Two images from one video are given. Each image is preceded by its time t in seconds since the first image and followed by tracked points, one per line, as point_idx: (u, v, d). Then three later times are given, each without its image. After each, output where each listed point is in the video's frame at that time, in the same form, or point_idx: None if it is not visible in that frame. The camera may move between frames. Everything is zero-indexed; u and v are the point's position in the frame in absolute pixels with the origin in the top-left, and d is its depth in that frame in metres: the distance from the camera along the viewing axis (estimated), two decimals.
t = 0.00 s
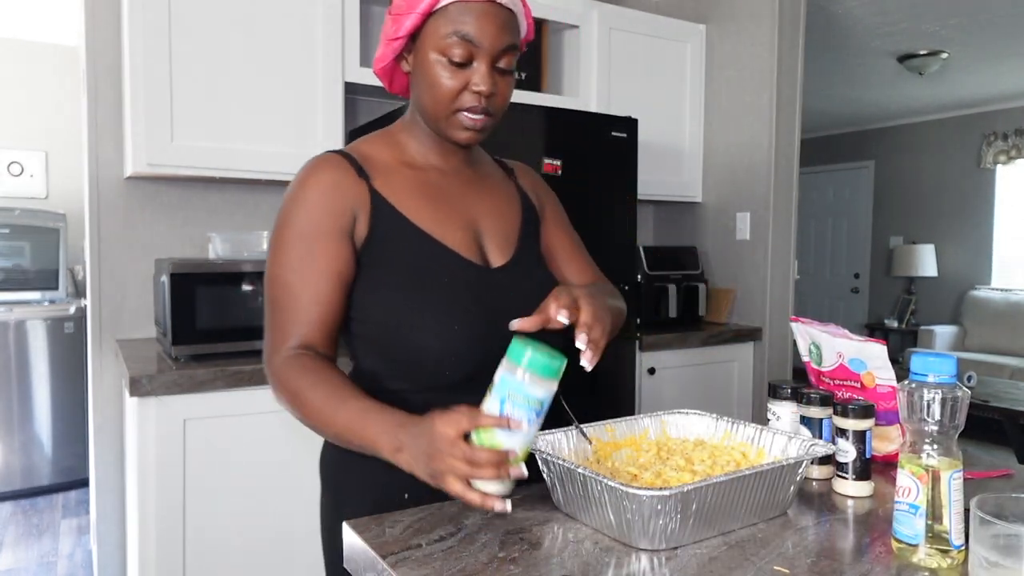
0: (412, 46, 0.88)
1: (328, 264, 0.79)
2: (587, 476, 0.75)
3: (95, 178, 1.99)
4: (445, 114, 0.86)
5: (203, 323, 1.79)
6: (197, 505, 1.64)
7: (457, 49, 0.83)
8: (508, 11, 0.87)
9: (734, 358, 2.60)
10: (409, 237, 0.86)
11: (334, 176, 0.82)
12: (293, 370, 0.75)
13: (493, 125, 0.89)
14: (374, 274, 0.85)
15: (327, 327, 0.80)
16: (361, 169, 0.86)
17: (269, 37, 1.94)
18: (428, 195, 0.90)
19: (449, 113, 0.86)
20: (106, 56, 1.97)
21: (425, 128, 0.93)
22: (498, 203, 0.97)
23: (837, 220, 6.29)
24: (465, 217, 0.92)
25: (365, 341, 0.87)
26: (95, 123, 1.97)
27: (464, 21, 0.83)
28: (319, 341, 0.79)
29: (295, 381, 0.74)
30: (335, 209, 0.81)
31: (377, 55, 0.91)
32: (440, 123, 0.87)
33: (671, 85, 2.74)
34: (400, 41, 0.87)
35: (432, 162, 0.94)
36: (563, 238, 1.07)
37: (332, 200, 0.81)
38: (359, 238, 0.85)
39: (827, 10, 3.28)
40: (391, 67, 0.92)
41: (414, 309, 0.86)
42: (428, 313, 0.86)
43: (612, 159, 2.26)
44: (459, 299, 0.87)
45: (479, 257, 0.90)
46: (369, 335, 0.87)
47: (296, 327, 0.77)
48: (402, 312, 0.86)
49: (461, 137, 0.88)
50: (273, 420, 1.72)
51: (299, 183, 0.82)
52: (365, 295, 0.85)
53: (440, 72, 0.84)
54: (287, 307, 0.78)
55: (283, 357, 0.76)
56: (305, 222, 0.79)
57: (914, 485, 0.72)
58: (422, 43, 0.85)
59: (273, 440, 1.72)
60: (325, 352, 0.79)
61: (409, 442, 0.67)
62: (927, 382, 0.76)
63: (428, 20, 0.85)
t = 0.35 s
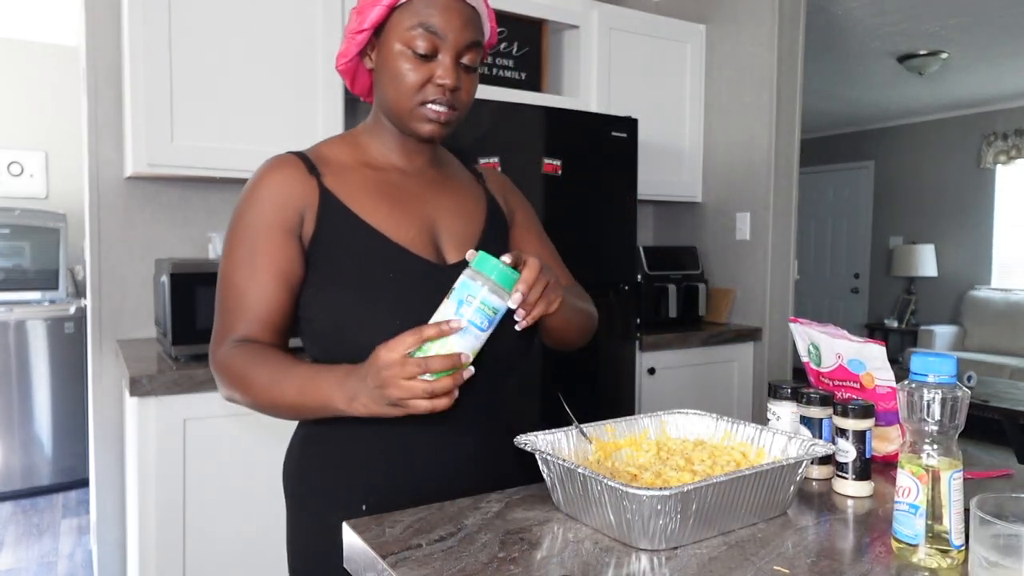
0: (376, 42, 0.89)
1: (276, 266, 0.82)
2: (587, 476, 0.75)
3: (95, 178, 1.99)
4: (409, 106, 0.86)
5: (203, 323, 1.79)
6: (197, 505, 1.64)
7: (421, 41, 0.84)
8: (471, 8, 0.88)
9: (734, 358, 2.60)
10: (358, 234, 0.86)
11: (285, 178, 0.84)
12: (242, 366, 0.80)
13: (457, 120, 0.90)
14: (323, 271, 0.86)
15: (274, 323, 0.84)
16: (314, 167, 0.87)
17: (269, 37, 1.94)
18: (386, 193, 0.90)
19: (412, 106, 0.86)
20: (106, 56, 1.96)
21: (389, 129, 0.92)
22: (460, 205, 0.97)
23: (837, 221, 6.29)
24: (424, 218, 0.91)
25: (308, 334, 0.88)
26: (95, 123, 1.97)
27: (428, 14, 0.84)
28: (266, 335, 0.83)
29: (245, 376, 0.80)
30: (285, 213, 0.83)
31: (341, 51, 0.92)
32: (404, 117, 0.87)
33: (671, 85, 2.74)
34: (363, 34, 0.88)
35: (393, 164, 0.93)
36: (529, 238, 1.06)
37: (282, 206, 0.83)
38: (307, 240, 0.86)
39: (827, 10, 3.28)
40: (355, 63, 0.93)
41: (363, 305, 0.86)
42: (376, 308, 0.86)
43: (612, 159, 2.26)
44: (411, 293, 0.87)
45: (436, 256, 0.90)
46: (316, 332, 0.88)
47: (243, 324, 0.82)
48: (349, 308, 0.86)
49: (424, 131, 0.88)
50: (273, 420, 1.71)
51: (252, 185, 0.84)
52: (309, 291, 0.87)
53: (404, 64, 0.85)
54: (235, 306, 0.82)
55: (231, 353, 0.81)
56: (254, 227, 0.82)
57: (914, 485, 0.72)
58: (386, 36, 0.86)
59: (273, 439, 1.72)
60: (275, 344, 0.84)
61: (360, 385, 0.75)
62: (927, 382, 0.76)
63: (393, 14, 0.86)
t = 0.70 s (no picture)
0: (364, 40, 0.88)
1: (262, 265, 0.81)
2: (587, 476, 0.75)
3: (95, 178, 1.99)
4: (398, 104, 0.86)
5: (203, 323, 1.79)
6: (196, 506, 1.64)
7: (411, 39, 0.84)
8: (461, 8, 0.89)
9: (734, 358, 2.60)
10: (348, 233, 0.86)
11: (269, 177, 0.83)
12: (234, 367, 0.79)
13: (445, 119, 0.89)
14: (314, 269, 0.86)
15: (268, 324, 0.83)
16: (298, 167, 0.87)
17: (268, 37, 1.94)
18: (373, 193, 0.89)
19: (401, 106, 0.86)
20: (105, 56, 1.96)
21: (376, 129, 0.92)
22: (450, 203, 0.96)
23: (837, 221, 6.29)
24: (413, 217, 0.91)
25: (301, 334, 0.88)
26: (95, 123, 1.96)
27: (418, 13, 0.85)
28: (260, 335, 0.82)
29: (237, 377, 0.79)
30: (269, 211, 0.82)
31: (328, 48, 0.91)
32: (392, 116, 0.87)
33: (671, 85, 2.74)
34: (351, 31, 0.87)
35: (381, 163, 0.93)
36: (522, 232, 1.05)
37: (266, 204, 0.82)
38: (295, 240, 0.86)
39: (827, 10, 3.28)
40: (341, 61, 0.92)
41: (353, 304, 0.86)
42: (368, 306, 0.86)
43: (612, 159, 2.26)
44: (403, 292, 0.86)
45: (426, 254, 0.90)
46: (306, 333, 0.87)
47: (237, 325, 0.81)
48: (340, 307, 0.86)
49: (413, 128, 0.87)
50: (272, 420, 1.71)
51: (236, 188, 0.84)
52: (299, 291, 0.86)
53: (394, 62, 0.84)
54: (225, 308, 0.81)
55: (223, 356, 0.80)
56: (240, 226, 0.81)
57: (914, 486, 0.72)
58: (375, 34, 0.86)
59: (272, 440, 1.72)
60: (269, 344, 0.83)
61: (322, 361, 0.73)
62: (928, 382, 0.77)
63: (382, 12, 0.86)
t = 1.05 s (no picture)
0: (366, 36, 0.88)
1: (273, 267, 0.81)
2: (587, 476, 0.75)
3: (95, 178, 1.99)
4: (402, 100, 0.86)
5: (203, 323, 1.79)
6: (196, 505, 1.64)
7: (416, 33, 0.84)
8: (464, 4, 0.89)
9: (734, 358, 2.60)
10: (358, 234, 0.86)
11: (276, 177, 0.83)
12: (247, 370, 0.79)
13: (449, 115, 0.90)
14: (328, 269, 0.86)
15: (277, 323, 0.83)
16: (309, 167, 0.86)
17: (269, 37, 1.94)
18: (381, 193, 0.89)
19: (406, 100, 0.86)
20: (105, 56, 1.97)
21: (379, 125, 0.92)
22: (455, 201, 0.97)
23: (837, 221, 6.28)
24: (421, 215, 0.91)
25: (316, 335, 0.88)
26: (95, 123, 1.97)
27: (423, 8, 0.85)
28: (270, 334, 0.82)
29: (248, 381, 0.79)
30: (281, 214, 0.82)
31: (332, 43, 0.90)
32: (396, 111, 0.87)
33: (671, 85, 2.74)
34: (356, 26, 0.87)
35: (385, 161, 0.93)
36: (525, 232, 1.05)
37: (277, 206, 0.81)
38: (307, 240, 0.85)
39: (827, 10, 3.28)
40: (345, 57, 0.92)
41: (365, 305, 0.86)
42: (381, 307, 0.86)
43: (612, 159, 2.26)
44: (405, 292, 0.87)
45: (436, 253, 0.90)
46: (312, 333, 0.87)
47: (244, 326, 0.81)
48: (352, 307, 0.86)
49: (418, 124, 0.88)
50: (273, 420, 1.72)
51: (243, 187, 0.83)
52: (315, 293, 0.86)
53: (398, 56, 0.84)
54: (233, 310, 0.81)
55: (232, 361, 0.80)
56: (246, 229, 0.81)
57: (914, 486, 0.72)
58: (378, 29, 0.86)
59: (273, 440, 1.72)
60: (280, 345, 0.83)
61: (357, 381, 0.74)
62: (927, 382, 0.76)
63: (387, 6, 0.86)
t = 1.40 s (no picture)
0: (393, 40, 0.88)
1: (292, 269, 0.81)
2: (587, 476, 0.75)
3: (95, 178, 1.99)
4: (431, 105, 0.86)
5: (203, 323, 1.79)
6: (197, 506, 1.64)
7: (446, 40, 0.84)
8: (488, 12, 0.90)
9: (734, 358, 2.60)
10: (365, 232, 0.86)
11: (294, 179, 0.82)
12: (272, 372, 0.80)
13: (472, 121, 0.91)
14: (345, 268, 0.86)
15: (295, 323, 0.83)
16: (326, 168, 0.85)
17: (269, 36, 1.94)
18: (398, 194, 0.90)
19: (434, 106, 0.86)
20: (105, 56, 1.97)
21: (398, 126, 0.92)
22: (468, 203, 0.98)
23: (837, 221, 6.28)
24: (436, 217, 0.92)
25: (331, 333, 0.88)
26: (95, 123, 1.96)
27: (453, 14, 0.85)
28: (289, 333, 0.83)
29: (275, 382, 0.80)
30: (300, 216, 0.81)
31: (356, 45, 0.90)
32: (422, 116, 0.87)
33: (671, 85, 2.74)
34: (383, 30, 0.87)
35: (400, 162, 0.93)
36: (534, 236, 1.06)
37: (295, 208, 0.81)
38: (325, 240, 0.85)
39: (827, 10, 3.28)
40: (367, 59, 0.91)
41: (380, 307, 0.86)
42: (388, 306, 0.86)
43: (612, 159, 2.26)
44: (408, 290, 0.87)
45: (451, 256, 0.90)
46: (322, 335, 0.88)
47: (261, 327, 0.81)
48: (365, 307, 0.86)
49: (443, 130, 0.88)
50: (273, 420, 1.71)
51: (259, 190, 0.82)
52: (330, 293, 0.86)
53: (428, 62, 0.84)
54: (253, 312, 0.81)
55: (255, 363, 0.81)
56: (265, 233, 0.80)
57: (914, 486, 0.72)
58: (407, 34, 0.86)
59: (273, 440, 1.72)
60: (300, 345, 0.84)
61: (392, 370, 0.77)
62: (927, 382, 0.75)
63: (416, 12, 0.85)
